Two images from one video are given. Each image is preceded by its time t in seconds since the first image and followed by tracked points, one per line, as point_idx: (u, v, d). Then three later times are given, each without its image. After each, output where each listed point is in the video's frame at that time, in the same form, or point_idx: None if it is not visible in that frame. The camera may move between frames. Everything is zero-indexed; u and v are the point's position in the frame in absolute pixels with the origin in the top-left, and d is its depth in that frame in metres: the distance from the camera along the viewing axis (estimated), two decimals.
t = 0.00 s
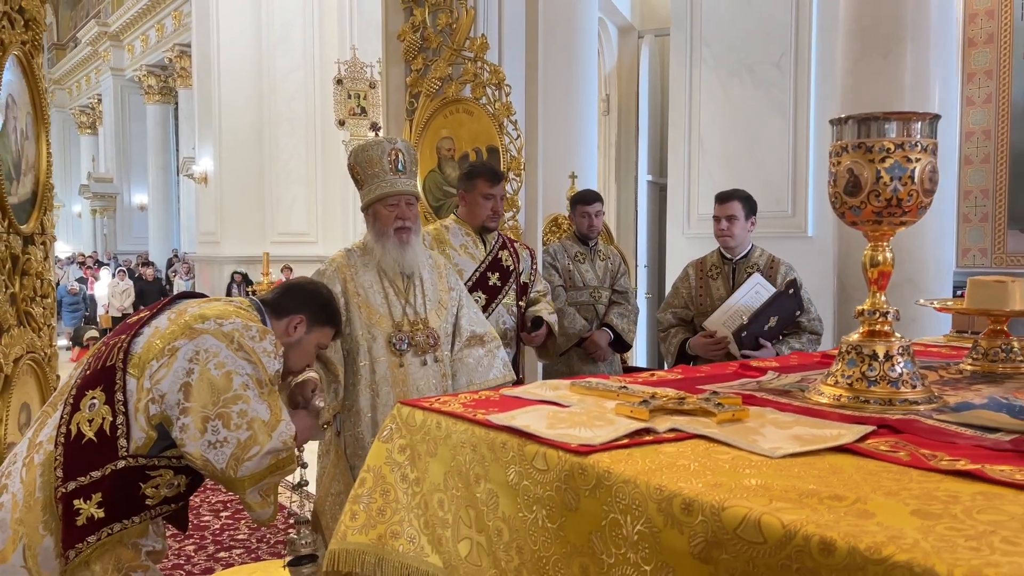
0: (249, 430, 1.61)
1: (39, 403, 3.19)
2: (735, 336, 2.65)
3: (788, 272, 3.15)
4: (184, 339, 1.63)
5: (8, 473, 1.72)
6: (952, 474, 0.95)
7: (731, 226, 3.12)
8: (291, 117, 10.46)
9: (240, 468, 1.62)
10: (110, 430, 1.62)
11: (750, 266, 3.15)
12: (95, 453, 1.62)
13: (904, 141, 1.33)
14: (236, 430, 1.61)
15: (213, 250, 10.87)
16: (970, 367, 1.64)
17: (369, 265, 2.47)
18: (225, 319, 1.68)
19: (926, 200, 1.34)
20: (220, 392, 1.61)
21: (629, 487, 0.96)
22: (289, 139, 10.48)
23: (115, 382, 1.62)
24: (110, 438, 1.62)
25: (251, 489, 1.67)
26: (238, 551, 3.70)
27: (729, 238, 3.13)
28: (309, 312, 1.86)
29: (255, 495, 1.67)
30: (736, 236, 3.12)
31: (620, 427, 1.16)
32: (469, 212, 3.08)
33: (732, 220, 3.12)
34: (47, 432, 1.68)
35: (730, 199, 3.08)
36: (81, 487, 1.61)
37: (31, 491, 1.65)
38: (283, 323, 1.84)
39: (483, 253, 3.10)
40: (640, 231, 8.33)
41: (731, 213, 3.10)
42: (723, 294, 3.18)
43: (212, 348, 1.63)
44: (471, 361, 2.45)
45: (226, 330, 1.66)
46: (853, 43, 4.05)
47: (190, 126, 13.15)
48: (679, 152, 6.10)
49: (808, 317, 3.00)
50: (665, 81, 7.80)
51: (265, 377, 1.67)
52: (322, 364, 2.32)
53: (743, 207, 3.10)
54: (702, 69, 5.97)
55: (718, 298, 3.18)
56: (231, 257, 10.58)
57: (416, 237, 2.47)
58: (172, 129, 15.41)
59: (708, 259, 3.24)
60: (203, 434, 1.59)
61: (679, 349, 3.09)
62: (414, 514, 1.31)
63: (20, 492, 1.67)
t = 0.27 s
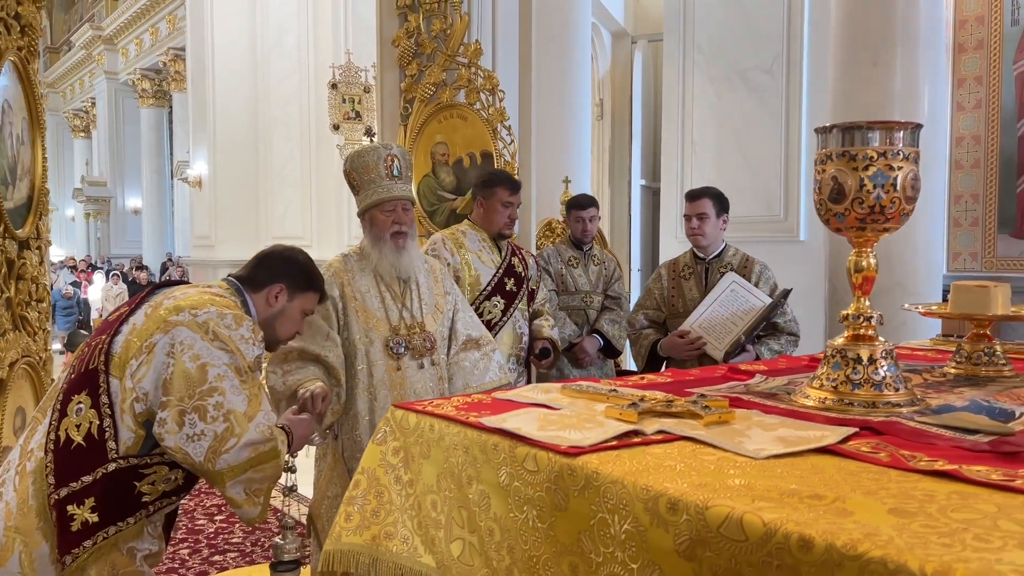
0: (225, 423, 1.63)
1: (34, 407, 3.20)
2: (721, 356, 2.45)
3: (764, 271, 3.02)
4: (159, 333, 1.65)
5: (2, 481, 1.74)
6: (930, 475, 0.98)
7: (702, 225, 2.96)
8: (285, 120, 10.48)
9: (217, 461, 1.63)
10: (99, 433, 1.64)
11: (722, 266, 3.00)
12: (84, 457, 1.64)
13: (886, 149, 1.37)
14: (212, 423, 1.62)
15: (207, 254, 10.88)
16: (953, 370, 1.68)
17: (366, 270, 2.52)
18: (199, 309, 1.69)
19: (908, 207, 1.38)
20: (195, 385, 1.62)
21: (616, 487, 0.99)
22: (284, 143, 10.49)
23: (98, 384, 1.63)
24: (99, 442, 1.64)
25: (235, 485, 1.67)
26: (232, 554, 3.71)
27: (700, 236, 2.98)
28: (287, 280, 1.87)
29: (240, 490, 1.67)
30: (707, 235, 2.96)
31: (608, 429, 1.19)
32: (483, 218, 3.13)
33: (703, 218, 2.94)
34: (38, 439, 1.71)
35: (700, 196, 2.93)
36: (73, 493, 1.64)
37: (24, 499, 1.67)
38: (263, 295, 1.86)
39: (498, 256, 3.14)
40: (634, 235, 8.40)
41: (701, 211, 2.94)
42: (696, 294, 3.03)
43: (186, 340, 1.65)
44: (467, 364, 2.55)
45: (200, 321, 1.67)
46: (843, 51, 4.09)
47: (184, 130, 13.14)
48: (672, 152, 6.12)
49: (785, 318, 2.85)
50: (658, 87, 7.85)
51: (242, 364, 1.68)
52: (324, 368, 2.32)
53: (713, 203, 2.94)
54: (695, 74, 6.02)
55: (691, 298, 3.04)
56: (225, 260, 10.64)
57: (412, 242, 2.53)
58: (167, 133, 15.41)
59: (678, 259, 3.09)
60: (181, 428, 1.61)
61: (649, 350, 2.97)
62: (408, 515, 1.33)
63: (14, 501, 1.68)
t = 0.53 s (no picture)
0: (189, 414, 1.65)
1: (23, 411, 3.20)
2: (690, 364, 2.46)
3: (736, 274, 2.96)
4: (116, 331, 1.66)
5: None
6: (898, 473, 1.01)
7: (672, 229, 2.92)
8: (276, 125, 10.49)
9: (185, 454, 1.65)
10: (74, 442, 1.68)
11: (693, 269, 2.96)
12: (61, 466, 1.67)
13: (861, 157, 1.40)
14: (177, 416, 1.64)
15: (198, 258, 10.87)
16: (930, 373, 1.71)
17: (357, 275, 2.55)
18: (152, 300, 1.70)
19: (882, 214, 1.41)
20: (156, 378, 1.64)
21: (594, 487, 1.01)
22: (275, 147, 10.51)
23: (67, 392, 1.66)
24: (75, 449, 1.67)
25: (208, 480, 1.69)
26: (223, 559, 3.72)
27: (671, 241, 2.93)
28: (247, 246, 1.89)
29: (216, 486, 1.69)
30: (676, 239, 2.91)
31: (588, 430, 1.21)
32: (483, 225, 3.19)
33: (672, 221, 2.90)
34: (17, 452, 1.75)
35: (669, 199, 2.90)
36: (55, 502, 1.66)
37: (9, 512, 1.71)
38: (221, 264, 1.89)
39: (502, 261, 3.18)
40: (624, 239, 8.46)
41: (670, 214, 2.90)
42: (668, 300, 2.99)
43: (142, 334, 1.66)
44: (458, 368, 2.57)
45: (154, 312, 1.68)
46: (829, 58, 4.13)
47: (175, 134, 13.14)
48: (661, 158, 6.16)
49: (757, 324, 2.82)
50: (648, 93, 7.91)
51: (201, 352, 1.69)
52: (315, 375, 2.36)
53: (683, 206, 2.91)
54: (684, 80, 6.06)
55: (662, 304, 3.00)
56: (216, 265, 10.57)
57: (404, 246, 2.58)
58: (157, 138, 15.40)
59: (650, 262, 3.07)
60: (146, 423, 1.63)
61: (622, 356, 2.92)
62: (393, 516, 1.35)
63: None
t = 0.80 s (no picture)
0: (100, 394, 1.78)
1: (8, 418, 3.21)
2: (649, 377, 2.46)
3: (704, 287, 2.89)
4: (32, 328, 1.83)
5: None
6: (858, 475, 1.04)
7: (641, 240, 2.95)
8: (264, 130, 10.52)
9: (104, 433, 1.78)
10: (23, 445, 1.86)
11: (663, 281, 2.95)
12: (13, 471, 1.86)
13: (828, 168, 1.44)
14: (89, 398, 1.78)
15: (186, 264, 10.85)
16: (900, 377, 1.75)
17: (344, 281, 2.59)
18: (60, 290, 1.85)
19: (849, 223, 1.45)
20: (65, 365, 1.79)
21: (564, 488, 1.05)
22: (264, 153, 10.53)
23: (5, 397, 1.85)
24: (20, 452, 1.85)
25: (135, 459, 1.80)
26: (209, 565, 3.73)
27: (639, 252, 2.96)
28: (171, 221, 2.00)
29: (147, 465, 1.81)
30: (646, 251, 2.94)
31: (561, 435, 1.25)
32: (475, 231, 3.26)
33: (642, 233, 2.93)
34: None
35: (639, 210, 2.93)
36: (8, 506, 1.85)
37: None
38: (149, 241, 2.00)
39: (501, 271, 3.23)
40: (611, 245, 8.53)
41: (640, 226, 2.92)
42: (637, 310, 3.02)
43: (50, 325, 1.81)
44: (446, 374, 2.58)
45: (60, 302, 1.83)
46: (811, 66, 4.19)
47: (163, 140, 13.13)
48: (649, 165, 6.25)
49: (724, 339, 2.78)
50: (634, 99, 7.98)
51: (105, 330, 1.82)
52: (299, 384, 2.39)
53: (653, 217, 2.93)
54: (670, 87, 6.14)
55: (632, 316, 3.02)
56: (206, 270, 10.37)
57: (391, 254, 2.62)
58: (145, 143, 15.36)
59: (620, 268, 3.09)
60: (64, 410, 1.78)
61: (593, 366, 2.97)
62: (372, 520, 1.38)
63: None
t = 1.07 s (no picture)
0: None
1: None
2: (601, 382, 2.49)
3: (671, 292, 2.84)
4: None
5: None
6: (818, 475, 1.09)
7: (608, 242, 2.94)
8: (250, 136, 10.52)
9: None
10: None
11: (630, 286, 2.94)
12: None
13: (795, 179, 1.49)
14: None
15: (171, 270, 10.82)
16: (868, 382, 1.80)
17: (329, 289, 2.62)
18: None
19: (815, 232, 1.49)
20: None
21: (536, 489, 1.09)
22: (249, 159, 10.53)
23: None
24: None
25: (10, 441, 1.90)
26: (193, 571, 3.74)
27: (606, 254, 2.95)
28: (74, 207, 2.12)
29: (21, 447, 1.91)
30: (613, 253, 2.93)
31: (535, 438, 1.29)
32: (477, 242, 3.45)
33: (609, 235, 2.92)
34: None
35: (607, 212, 2.93)
36: None
37: None
38: (60, 230, 2.14)
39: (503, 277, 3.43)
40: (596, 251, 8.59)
41: (607, 227, 2.92)
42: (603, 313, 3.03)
43: None
44: (430, 379, 2.62)
45: None
46: (790, 75, 4.26)
47: (148, 146, 13.10)
48: (633, 172, 6.34)
49: (687, 348, 2.78)
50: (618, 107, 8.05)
51: None
52: (284, 391, 2.43)
53: (621, 219, 2.92)
54: (654, 94, 6.23)
55: (598, 319, 3.03)
56: (191, 276, 10.46)
57: (376, 261, 2.66)
58: (130, 149, 15.33)
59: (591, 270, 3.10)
60: None
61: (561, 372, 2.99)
62: (353, 522, 1.41)
63: None
